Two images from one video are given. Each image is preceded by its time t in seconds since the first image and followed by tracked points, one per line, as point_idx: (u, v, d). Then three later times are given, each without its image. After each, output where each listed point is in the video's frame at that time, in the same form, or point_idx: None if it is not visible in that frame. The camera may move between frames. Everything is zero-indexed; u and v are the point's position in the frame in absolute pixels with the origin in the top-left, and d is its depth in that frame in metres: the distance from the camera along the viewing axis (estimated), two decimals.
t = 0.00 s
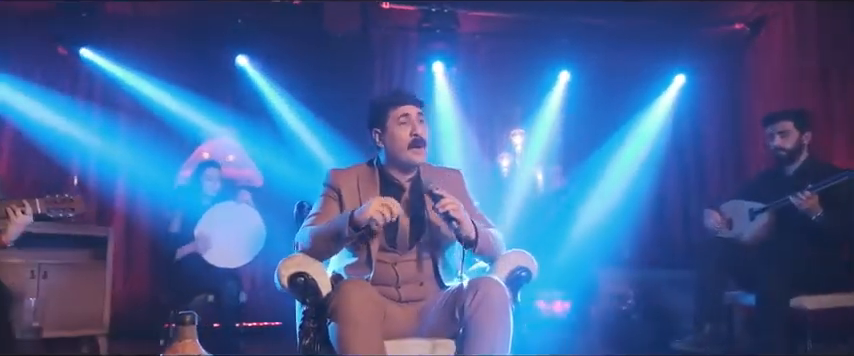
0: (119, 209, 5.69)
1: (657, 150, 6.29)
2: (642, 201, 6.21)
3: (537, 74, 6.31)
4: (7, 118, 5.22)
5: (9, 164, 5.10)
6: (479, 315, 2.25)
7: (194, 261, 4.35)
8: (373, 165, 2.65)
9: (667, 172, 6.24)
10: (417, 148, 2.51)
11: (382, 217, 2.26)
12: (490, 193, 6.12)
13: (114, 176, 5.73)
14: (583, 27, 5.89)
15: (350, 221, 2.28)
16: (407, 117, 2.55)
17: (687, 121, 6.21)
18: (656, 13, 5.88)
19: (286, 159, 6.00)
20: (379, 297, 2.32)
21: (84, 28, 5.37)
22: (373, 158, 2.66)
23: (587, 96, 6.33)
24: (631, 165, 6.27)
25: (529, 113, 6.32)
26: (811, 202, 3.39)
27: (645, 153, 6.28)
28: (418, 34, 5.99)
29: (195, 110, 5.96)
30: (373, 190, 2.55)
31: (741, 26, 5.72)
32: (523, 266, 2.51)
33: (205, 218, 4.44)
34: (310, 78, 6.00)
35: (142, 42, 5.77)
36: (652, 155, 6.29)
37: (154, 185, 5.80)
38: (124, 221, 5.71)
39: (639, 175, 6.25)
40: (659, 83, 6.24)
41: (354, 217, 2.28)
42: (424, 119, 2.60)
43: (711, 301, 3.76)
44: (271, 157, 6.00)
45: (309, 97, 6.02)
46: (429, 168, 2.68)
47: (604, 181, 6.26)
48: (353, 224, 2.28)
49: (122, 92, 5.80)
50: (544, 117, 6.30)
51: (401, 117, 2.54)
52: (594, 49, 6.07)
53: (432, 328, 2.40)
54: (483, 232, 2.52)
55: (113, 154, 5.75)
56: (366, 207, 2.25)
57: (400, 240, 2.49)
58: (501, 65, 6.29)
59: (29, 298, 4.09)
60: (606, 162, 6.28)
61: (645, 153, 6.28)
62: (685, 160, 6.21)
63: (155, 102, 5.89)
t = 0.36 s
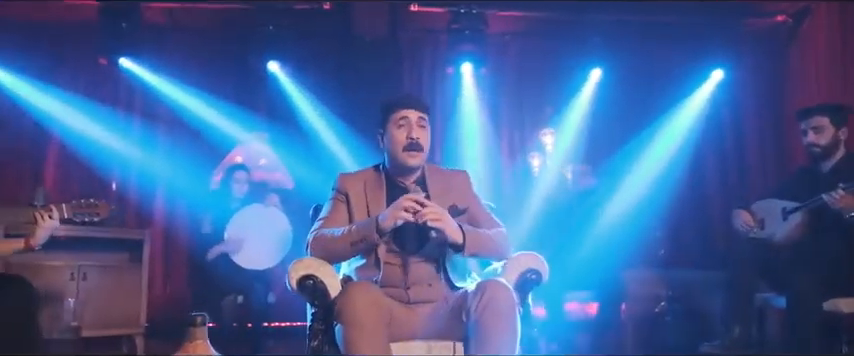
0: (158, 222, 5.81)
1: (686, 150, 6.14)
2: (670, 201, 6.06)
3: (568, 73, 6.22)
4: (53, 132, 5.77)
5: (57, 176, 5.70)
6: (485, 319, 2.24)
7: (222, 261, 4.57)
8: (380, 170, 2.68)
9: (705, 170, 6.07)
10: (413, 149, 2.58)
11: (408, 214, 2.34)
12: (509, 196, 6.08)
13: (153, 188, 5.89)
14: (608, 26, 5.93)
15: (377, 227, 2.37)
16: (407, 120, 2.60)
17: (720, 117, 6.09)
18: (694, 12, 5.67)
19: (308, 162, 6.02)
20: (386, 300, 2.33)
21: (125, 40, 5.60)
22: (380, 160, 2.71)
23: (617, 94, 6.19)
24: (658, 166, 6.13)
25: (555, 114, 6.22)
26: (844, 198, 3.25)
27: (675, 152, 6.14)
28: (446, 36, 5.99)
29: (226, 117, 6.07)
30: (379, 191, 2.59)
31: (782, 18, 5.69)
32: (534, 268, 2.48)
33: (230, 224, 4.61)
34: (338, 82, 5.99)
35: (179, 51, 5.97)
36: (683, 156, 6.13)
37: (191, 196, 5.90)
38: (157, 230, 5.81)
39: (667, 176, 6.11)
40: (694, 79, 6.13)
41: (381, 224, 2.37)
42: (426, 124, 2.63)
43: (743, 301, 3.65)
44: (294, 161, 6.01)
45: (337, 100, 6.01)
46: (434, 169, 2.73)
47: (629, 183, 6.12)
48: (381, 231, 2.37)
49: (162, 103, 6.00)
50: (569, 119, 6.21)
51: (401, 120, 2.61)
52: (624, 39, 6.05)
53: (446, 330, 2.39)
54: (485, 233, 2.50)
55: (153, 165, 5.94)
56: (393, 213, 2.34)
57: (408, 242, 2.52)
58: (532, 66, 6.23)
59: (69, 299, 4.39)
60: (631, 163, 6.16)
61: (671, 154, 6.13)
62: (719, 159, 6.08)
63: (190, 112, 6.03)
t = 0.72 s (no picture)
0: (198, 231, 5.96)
1: (715, 150, 6.00)
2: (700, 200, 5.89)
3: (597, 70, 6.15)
4: (98, 142, 6.00)
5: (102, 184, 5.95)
6: (494, 320, 2.24)
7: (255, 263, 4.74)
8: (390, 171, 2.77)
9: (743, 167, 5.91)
10: (417, 153, 2.63)
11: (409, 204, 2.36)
12: (529, 198, 6.03)
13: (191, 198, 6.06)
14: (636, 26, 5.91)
15: (378, 222, 2.41)
16: (420, 123, 2.66)
17: (756, 113, 5.94)
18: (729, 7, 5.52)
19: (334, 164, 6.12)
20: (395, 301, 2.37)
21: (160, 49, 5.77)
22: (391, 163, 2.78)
23: (647, 91, 6.09)
24: (684, 166, 6.00)
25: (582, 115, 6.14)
26: None
27: (705, 149, 6.00)
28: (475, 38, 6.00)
29: (258, 124, 6.24)
30: (386, 191, 2.67)
31: (824, 10, 5.54)
32: (544, 269, 2.48)
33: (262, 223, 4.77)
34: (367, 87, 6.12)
35: (214, 60, 6.16)
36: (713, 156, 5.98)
37: (224, 204, 6.08)
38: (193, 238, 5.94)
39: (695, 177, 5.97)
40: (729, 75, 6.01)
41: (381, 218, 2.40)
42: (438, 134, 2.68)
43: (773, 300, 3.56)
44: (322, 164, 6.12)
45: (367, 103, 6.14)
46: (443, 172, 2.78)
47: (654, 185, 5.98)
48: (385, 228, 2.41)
49: (199, 113, 6.18)
50: (595, 121, 6.14)
51: (413, 123, 2.67)
52: (653, 40, 6.01)
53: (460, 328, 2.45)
54: (496, 223, 2.55)
55: (190, 175, 6.11)
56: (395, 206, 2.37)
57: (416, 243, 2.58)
58: (560, 66, 6.18)
59: (109, 300, 4.66)
60: (657, 164, 6.05)
61: (698, 152, 6.01)
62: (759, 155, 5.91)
63: (225, 120, 6.21)
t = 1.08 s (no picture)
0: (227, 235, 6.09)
1: (740, 149, 5.89)
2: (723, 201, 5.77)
3: (619, 70, 6.16)
4: (134, 150, 6.17)
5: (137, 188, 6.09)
6: (503, 319, 2.25)
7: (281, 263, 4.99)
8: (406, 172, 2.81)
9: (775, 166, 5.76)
10: (436, 153, 2.68)
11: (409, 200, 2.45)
12: (543, 196, 6.02)
13: (220, 205, 6.18)
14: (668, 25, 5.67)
15: (382, 218, 2.47)
16: (441, 124, 2.71)
17: (790, 110, 5.74)
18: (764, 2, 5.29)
19: (354, 167, 6.20)
20: (405, 299, 2.40)
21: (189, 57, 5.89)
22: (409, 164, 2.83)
23: (669, 89, 6.06)
24: (705, 166, 5.92)
25: (604, 114, 6.14)
26: None
27: (730, 148, 5.91)
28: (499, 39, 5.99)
29: (284, 129, 6.38)
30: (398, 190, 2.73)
31: None
32: (554, 268, 2.47)
33: (288, 225, 5.09)
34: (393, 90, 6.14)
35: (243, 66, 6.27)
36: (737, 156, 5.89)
37: (245, 206, 6.18)
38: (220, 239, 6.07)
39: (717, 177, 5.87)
40: (757, 71, 5.90)
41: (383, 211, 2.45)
42: (458, 137, 2.73)
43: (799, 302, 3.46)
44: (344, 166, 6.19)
45: (392, 106, 6.19)
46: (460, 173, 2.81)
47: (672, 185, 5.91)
48: (386, 222, 2.48)
49: (230, 119, 6.34)
50: (615, 121, 6.12)
51: (434, 124, 2.72)
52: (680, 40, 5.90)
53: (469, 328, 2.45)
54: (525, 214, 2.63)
55: (220, 181, 6.25)
56: (400, 202, 2.43)
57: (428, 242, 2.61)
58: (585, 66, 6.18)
59: (140, 298, 4.85)
60: (678, 164, 5.97)
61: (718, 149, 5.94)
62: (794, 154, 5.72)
63: (252, 126, 6.34)
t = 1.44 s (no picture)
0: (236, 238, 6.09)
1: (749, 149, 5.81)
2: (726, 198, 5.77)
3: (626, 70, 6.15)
4: (149, 158, 6.31)
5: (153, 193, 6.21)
6: (486, 313, 2.31)
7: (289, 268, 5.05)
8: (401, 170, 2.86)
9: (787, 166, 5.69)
10: (423, 144, 2.75)
11: (384, 193, 2.61)
12: (545, 195, 6.04)
13: (227, 208, 6.28)
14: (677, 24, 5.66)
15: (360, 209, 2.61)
16: (425, 118, 2.79)
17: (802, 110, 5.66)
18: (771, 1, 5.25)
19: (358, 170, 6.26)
20: (392, 294, 2.46)
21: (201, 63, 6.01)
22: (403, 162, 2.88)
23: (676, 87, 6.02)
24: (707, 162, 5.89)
25: (608, 113, 6.14)
26: None
27: (738, 147, 5.84)
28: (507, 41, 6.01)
29: (294, 135, 6.52)
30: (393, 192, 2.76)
31: None
32: (541, 263, 2.51)
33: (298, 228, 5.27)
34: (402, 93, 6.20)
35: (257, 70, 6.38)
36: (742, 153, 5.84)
37: (251, 209, 6.28)
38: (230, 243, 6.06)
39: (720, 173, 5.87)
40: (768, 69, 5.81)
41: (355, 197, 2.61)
42: (444, 128, 2.79)
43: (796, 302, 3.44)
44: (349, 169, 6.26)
45: (401, 108, 6.25)
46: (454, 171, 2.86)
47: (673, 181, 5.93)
48: (362, 212, 2.63)
49: (242, 125, 6.49)
50: (619, 119, 6.12)
51: (420, 119, 2.80)
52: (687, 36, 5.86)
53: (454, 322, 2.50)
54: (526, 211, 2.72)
55: (236, 190, 6.37)
56: (373, 194, 2.59)
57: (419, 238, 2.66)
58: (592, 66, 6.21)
59: (152, 299, 4.96)
60: (679, 160, 5.98)
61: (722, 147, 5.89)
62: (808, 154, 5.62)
63: (263, 131, 6.49)
